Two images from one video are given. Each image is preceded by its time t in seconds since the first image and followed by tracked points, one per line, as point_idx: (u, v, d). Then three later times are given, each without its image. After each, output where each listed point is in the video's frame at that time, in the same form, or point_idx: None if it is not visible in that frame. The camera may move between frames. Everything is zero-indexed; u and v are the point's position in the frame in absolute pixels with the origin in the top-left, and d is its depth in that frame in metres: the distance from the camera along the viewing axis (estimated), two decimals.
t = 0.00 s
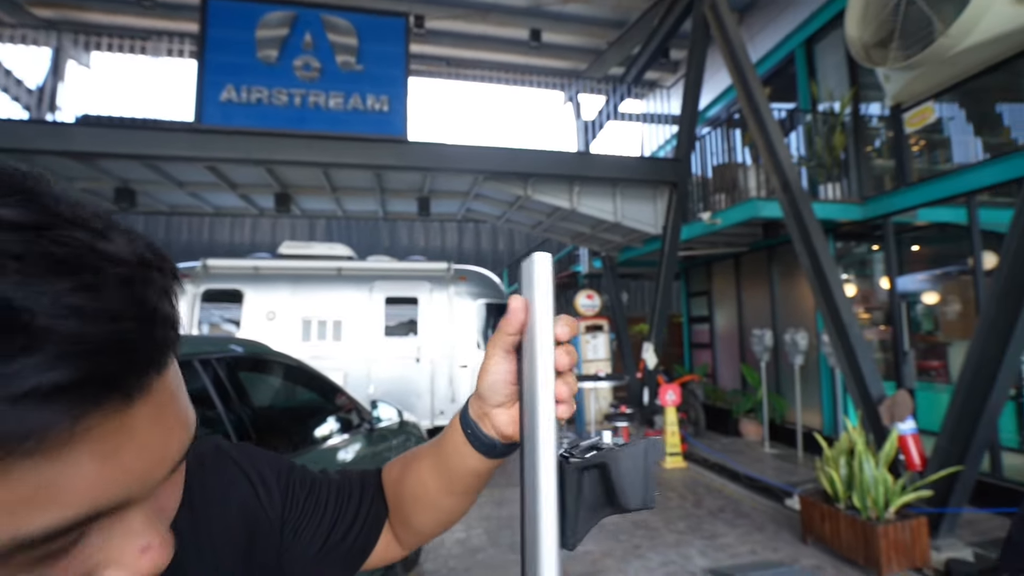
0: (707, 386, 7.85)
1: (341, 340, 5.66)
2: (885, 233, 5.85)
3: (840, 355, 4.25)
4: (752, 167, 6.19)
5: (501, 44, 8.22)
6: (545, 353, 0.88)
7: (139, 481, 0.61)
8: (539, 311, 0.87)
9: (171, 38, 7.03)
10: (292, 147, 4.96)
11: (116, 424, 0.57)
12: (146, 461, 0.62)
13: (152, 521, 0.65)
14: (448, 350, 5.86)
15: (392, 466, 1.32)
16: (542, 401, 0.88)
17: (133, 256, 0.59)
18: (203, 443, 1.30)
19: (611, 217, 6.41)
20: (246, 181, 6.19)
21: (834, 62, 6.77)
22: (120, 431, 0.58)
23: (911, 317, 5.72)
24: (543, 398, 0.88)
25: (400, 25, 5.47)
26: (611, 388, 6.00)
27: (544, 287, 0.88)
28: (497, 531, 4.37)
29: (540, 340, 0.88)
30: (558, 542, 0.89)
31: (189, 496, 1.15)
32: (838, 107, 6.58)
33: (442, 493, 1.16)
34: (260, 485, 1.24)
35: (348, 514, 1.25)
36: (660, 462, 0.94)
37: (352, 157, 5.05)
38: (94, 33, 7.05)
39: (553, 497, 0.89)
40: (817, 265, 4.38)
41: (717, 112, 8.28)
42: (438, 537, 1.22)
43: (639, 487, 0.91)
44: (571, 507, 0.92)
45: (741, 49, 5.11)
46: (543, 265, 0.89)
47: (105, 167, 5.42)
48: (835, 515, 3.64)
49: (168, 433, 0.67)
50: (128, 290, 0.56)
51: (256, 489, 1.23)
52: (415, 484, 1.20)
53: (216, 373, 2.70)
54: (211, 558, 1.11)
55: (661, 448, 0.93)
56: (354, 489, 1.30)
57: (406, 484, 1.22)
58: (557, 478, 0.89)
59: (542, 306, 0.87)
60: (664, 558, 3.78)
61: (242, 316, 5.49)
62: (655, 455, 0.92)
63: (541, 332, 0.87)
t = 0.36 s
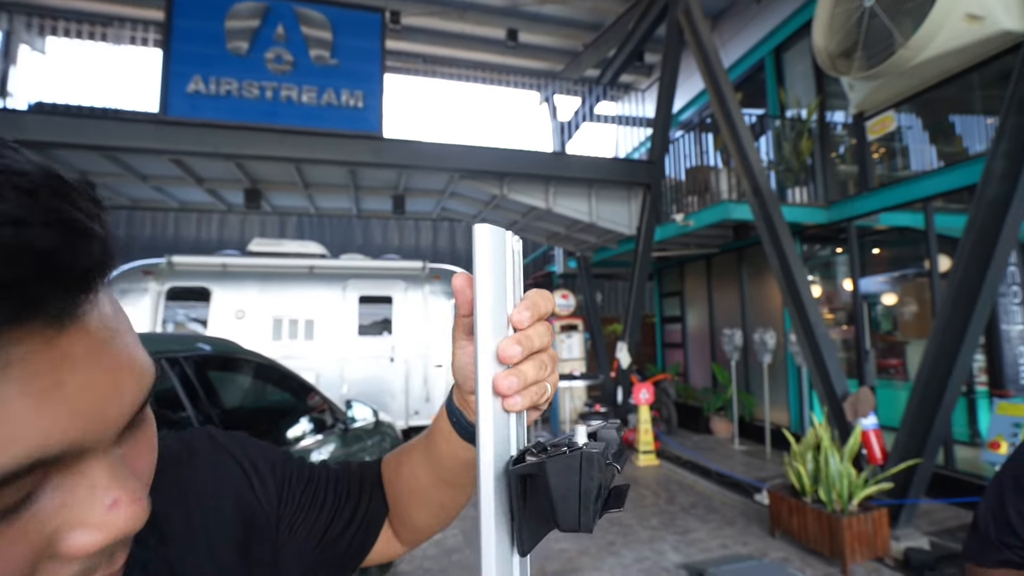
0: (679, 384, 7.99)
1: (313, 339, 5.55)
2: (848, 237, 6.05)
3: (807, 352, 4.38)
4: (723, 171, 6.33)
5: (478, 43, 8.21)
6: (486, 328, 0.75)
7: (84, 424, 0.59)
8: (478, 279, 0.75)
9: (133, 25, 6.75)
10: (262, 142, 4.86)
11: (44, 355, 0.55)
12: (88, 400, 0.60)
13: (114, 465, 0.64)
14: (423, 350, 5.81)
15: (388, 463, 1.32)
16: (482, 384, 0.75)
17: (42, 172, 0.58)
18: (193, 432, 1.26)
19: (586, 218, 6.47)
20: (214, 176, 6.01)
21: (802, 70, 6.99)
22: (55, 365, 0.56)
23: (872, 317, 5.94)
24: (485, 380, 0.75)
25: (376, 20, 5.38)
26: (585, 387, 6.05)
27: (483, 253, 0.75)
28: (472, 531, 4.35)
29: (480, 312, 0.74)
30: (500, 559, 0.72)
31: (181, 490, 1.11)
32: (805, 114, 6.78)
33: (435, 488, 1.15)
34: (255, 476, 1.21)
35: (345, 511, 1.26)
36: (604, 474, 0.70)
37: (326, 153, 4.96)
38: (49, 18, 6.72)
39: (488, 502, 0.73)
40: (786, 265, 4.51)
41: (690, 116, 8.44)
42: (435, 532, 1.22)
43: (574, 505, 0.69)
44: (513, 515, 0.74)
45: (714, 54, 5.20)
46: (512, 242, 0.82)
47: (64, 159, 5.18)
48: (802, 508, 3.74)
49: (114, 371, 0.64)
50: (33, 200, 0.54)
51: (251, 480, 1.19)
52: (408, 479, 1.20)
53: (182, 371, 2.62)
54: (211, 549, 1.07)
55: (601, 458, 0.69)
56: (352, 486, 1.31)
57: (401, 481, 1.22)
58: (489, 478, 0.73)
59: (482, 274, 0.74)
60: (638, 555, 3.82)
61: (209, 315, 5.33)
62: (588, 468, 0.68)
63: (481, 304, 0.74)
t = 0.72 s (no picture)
0: (666, 384, 8.06)
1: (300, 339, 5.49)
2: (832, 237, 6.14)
3: (791, 351, 4.44)
4: (710, 172, 6.39)
5: (466, 42, 8.22)
6: (451, 327, 0.70)
7: (108, 505, 0.58)
8: (441, 272, 0.68)
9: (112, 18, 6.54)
10: (248, 140, 4.81)
11: (93, 441, 0.54)
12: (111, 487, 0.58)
13: (115, 549, 0.62)
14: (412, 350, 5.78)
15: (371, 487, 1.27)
16: (450, 392, 0.70)
17: (131, 248, 0.55)
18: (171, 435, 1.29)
19: (575, 218, 6.50)
20: (199, 173, 5.94)
21: (786, 73, 7.10)
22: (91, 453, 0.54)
23: (854, 317, 6.04)
24: (452, 387, 0.70)
25: (364, 18, 5.36)
26: (573, 386, 6.09)
27: (446, 242, 0.69)
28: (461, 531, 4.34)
29: (442, 310, 0.69)
30: None
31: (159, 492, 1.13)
32: (790, 117, 6.88)
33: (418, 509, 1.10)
34: (227, 487, 1.24)
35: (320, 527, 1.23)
36: (595, 490, 0.66)
37: (314, 151, 4.92)
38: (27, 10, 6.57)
39: (462, 523, 0.68)
40: (771, 265, 4.56)
41: (677, 117, 8.51)
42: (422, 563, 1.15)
43: (562, 523, 0.66)
44: (489, 532, 0.71)
45: (701, 56, 5.24)
46: (474, 225, 0.77)
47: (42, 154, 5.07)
48: (787, 505, 3.79)
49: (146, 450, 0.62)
50: (127, 289, 0.52)
51: (222, 491, 1.22)
52: (389, 502, 1.15)
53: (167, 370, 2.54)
54: (183, 556, 1.09)
55: (592, 472, 0.65)
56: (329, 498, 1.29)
57: (384, 500, 1.17)
58: (462, 497, 0.68)
59: (446, 265, 0.68)
60: (626, 553, 3.84)
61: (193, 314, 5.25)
62: (576, 488, 0.64)
63: (444, 301, 0.69)
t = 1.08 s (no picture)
0: (664, 383, 8.08)
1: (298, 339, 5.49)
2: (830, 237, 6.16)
3: (790, 351, 4.45)
4: (708, 171, 6.41)
5: (465, 42, 8.24)
6: (512, 321, 0.71)
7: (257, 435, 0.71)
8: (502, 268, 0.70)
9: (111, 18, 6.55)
10: (247, 140, 4.81)
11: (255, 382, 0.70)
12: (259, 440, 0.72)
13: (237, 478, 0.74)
14: (411, 349, 5.78)
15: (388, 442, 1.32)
16: (510, 386, 0.71)
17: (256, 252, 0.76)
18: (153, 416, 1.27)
19: (573, 217, 6.51)
20: (197, 173, 5.93)
21: (785, 73, 7.11)
22: (252, 406, 0.69)
23: (852, 316, 6.06)
24: (511, 381, 0.71)
25: (362, 18, 5.35)
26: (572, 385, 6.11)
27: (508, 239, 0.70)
28: (460, 530, 4.34)
29: (504, 305, 0.70)
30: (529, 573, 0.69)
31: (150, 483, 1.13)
32: (788, 116, 6.89)
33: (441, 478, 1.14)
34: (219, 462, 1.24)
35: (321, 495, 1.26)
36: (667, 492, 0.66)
37: (313, 151, 4.93)
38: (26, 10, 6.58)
39: (519, 514, 0.69)
40: (770, 265, 4.57)
41: (675, 117, 8.53)
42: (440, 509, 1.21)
43: (633, 522, 0.64)
44: (542, 529, 0.70)
45: (700, 56, 5.24)
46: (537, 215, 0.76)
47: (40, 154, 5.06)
48: (785, 503, 3.81)
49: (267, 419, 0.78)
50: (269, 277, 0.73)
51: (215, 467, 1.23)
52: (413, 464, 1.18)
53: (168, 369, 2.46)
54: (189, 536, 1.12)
55: (668, 475, 0.65)
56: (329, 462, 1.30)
57: (406, 463, 1.20)
58: (521, 494, 0.69)
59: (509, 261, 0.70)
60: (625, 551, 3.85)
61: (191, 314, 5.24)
62: (655, 487, 0.64)
63: (504, 295, 0.70)
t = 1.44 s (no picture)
0: (665, 382, 8.09)
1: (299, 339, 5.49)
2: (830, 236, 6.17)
3: (789, 349, 4.46)
4: (708, 171, 6.42)
5: (465, 42, 8.26)
6: (486, 307, 0.72)
7: (338, 408, 0.84)
8: (477, 255, 0.73)
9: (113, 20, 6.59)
10: (248, 140, 4.83)
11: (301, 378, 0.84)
12: (344, 413, 0.85)
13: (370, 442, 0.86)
14: (411, 349, 5.79)
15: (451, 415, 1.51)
16: (486, 368, 0.73)
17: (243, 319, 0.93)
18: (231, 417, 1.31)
19: (573, 217, 6.53)
20: (198, 174, 5.95)
21: (785, 73, 7.12)
22: (310, 393, 0.82)
23: (852, 315, 6.06)
24: (486, 360, 0.73)
25: (362, 18, 5.37)
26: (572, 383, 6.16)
27: (483, 231, 0.73)
28: (461, 528, 4.35)
29: (480, 292, 0.72)
30: (502, 534, 0.72)
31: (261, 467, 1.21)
32: (788, 116, 6.90)
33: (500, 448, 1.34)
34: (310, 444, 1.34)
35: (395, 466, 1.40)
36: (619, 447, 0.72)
37: (314, 151, 4.95)
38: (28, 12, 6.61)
39: (491, 476, 0.72)
40: (770, 264, 4.58)
41: (675, 117, 8.55)
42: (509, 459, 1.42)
43: (589, 477, 0.70)
44: (515, 493, 0.73)
45: (699, 56, 5.26)
46: (508, 204, 0.78)
47: (42, 154, 5.09)
48: (785, 501, 3.82)
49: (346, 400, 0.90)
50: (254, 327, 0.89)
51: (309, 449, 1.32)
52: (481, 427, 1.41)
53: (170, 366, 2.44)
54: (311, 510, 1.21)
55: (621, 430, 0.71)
56: (405, 435, 1.43)
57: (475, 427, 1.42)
58: (493, 457, 0.72)
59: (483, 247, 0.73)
60: (625, 549, 3.86)
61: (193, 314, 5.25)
62: (607, 443, 0.70)
63: (481, 282, 0.72)
